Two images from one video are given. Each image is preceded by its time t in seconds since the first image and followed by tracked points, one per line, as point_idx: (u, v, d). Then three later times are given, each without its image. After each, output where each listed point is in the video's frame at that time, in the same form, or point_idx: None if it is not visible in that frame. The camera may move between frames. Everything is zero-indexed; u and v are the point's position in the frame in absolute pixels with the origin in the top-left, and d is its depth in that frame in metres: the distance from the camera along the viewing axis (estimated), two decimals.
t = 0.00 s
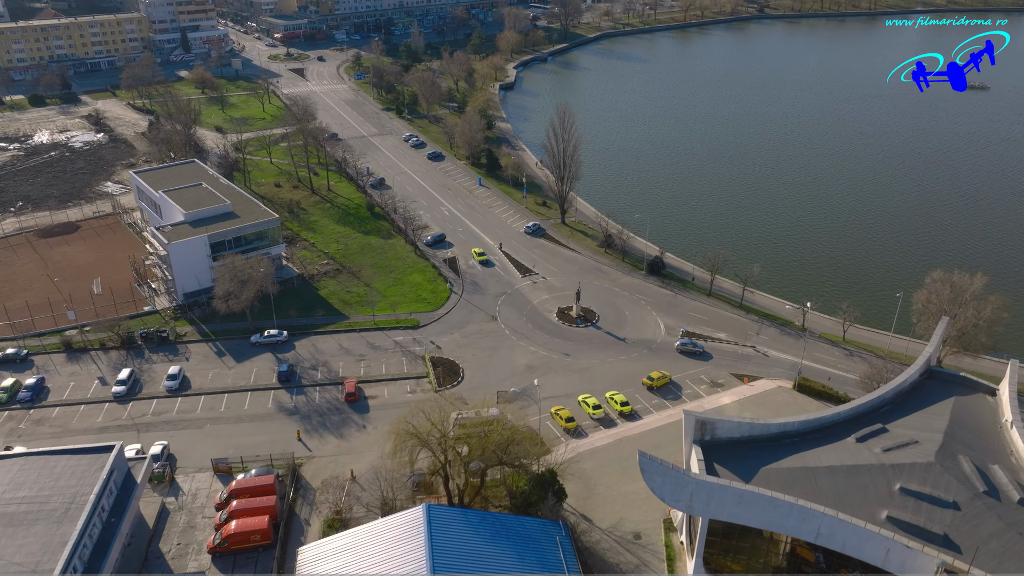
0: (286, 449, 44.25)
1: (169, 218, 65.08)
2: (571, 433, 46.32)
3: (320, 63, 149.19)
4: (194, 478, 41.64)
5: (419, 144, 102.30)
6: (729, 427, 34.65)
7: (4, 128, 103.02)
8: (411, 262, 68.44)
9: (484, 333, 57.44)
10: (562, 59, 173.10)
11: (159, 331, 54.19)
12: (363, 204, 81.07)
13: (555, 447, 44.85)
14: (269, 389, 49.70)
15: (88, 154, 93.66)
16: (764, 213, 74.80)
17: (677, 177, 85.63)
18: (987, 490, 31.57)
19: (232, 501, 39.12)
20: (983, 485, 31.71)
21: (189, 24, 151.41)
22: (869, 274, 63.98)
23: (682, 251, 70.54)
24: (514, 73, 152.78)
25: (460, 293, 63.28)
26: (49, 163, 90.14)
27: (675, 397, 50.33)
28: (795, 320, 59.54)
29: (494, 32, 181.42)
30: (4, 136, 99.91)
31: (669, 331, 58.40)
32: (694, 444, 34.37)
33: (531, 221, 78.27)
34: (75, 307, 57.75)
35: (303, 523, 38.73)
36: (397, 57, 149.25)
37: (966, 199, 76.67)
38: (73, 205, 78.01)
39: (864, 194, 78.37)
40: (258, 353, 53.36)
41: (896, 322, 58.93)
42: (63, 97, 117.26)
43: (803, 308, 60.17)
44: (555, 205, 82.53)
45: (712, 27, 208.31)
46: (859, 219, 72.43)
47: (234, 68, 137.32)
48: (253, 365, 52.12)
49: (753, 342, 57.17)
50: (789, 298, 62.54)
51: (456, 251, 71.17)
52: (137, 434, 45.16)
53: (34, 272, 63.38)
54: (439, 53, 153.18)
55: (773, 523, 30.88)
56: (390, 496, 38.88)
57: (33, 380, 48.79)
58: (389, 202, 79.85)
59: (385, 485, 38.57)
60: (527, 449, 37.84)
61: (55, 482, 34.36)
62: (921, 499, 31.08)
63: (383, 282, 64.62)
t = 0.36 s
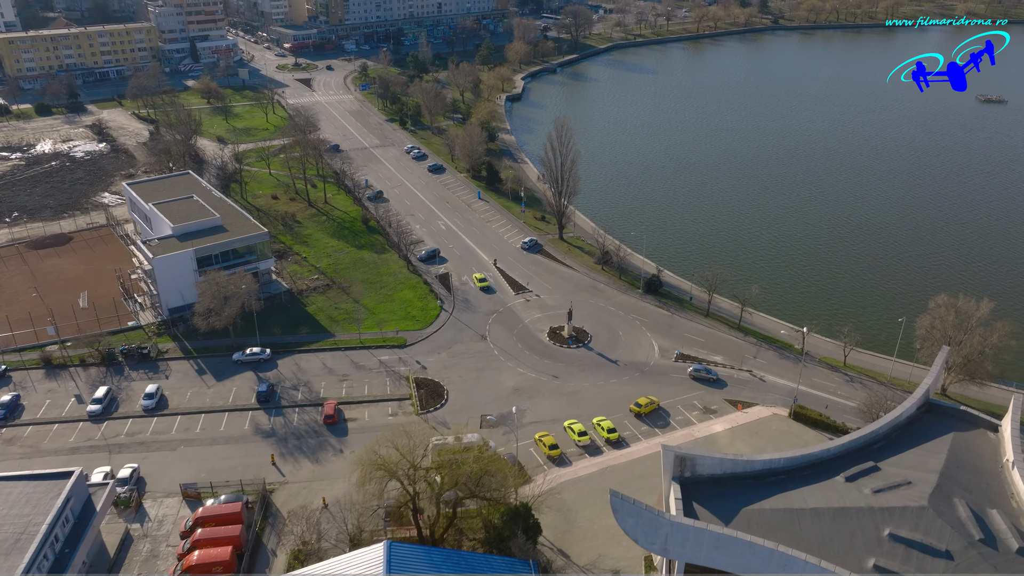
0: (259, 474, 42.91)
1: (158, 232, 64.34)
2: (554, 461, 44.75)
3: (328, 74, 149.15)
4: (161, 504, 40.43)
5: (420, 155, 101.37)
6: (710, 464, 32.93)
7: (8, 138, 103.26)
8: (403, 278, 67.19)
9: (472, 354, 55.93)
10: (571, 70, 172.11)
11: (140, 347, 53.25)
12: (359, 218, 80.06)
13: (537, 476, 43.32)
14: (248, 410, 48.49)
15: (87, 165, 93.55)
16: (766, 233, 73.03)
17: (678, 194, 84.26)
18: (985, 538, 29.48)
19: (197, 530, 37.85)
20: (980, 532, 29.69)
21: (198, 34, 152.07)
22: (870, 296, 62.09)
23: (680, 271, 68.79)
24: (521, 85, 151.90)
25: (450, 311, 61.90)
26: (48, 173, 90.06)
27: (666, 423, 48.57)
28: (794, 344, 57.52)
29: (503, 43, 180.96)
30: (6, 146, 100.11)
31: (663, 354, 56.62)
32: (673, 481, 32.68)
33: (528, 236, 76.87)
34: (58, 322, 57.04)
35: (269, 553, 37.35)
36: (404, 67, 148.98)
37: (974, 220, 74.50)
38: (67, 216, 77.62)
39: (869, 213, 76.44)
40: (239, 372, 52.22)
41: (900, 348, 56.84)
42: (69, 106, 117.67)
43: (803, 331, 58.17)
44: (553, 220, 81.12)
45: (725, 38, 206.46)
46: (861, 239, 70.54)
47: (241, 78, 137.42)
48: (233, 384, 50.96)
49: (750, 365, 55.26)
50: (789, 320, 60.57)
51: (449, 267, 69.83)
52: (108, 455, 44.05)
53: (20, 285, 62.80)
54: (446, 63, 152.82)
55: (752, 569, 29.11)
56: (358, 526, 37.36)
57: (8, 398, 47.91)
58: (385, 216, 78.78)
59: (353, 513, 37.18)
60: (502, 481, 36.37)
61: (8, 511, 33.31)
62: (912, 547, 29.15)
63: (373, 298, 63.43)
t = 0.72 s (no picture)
0: (227, 500, 41.59)
1: (144, 246, 63.50)
2: (534, 490, 43.13)
3: (333, 84, 148.90)
4: (125, 531, 39.20)
5: (420, 167, 100.38)
6: (686, 503, 31.15)
7: (9, 148, 103.27)
8: (392, 294, 65.94)
9: (456, 375, 54.41)
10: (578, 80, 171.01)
11: (118, 365, 52.24)
12: (352, 231, 79.00)
13: (514, 507, 41.70)
14: (222, 432, 47.23)
15: (84, 175, 93.24)
16: (766, 251, 71.18)
17: (676, 209, 82.81)
18: None
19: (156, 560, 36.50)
20: None
21: (205, 44, 152.38)
22: (868, 319, 60.25)
23: (676, 289, 67.06)
24: (526, 95, 151.00)
25: (438, 329, 60.49)
26: (45, 184, 89.80)
27: (652, 451, 46.83)
28: (791, 368, 55.55)
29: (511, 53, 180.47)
30: (6, 155, 100.10)
31: (654, 377, 54.81)
32: (647, 521, 30.91)
33: (523, 251, 75.42)
34: (38, 338, 56.20)
35: None
36: (410, 78, 148.59)
37: (981, 241, 72.38)
38: (58, 227, 77.06)
39: (872, 233, 74.51)
40: (217, 391, 51.02)
41: (900, 375, 54.83)
42: (72, 115, 117.79)
43: (800, 354, 56.21)
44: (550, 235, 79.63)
45: (736, 49, 204.80)
46: (862, 259, 68.74)
47: (246, 88, 137.35)
48: (210, 404, 49.77)
49: (744, 390, 53.36)
50: (786, 343, 58.66)
51: (440, 283, 68.43)
52: (75, 478, 42.91)
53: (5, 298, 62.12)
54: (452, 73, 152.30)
55: None
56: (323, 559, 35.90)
57: None
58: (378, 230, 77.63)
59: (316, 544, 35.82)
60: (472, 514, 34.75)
61: None
62: None
63: (360, 315, 62.19)
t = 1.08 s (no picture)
0: (191, 527, 40.26)
1: (128, 259, 62.62)
2: (510, 521, 41.48)
3: (337, 93, 148.47)
4: (82, 559, 37.94)
5: (418, 179, 99.30)
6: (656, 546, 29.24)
7: (9, 157, 103.23)
8: (379, 310, 64.61)
9: (439, 396, 52.88)
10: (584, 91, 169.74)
11: (92, 383, 51.18)
12: (344, 245, 77.87)
13: (488, 539, 40.09)
14: (193, 454, 45.95)
15: (80, 185, 92.88)
16: (765, 271, 69.26)
17: (674, 224, 81.31)
18: None
19: None
20: None
21: (211, 53, 152.62)
22: (867, 344, 58.24)
23: (670, 309, 65.29)
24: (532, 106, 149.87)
25: (423, 347, 59.02)
26: (40, 194, 89.48)
27: (636, 480, 45.07)
28: (786, 393, 53.50)
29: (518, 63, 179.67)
30: (5, 165, 100.01)
31: (643, 401, 52.98)
32: (614, 564, 29.03)
33: (517, 267, 73.89)
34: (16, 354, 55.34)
35: None
36: (414, 88, 147.95)
37: (987, 262, 70.20)
38: (48, 239, 76.48)
39: (875, 253, 72.53)
40: (192, 412, 49.77)
41: (899, 403, 52.70)
42: (75, 125, 117.78)
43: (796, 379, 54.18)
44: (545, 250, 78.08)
45: (747, 60, 202.82)
46: (862, 280, 66.95)
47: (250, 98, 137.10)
48: (183, 424, 48.55)
49: (735, 415, 51.41)
50: (782, 367, 56.67)
51: (430, 299, 67.03)
52: (38, 502, 41.76)
53: None
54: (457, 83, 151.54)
55: None
56: None
57: None
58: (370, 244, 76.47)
59: None
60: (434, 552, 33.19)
61: None
62: None
63: (345, 332, 60.88)
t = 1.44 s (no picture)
0: (152, 556, 38.92)
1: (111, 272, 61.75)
2: (482, 554, 39.72)
3: (342, 104, 148.15)
4: None
5: (416, 191, 98.24)
6: None
7: (9, 167, 103.23)
8: (365, 327, 63.28)
9: (419, 419, 51.33)
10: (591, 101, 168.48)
11: (65, 402, 50.16)
12: (335, 259, 76.74)
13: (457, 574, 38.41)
14: (162, 478, 44.67)
15: (76, 196, 92.56)
16: (763, 291, 67.40)
17: (672, 241, 79.66)
18: None
19: None
20: None
21: (217, 63, 152.94)
22: (865, 371, 56.29)
23: (664, 329, 63.57)
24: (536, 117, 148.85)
25: (406, 367, 57.55)
26: (35, 204, 89.18)
27: (617, 513, 43.21)
28: (779, 419, 51.48)
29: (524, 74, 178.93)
30: (4, 175, 99.94)
31: (630, 427, 51.14)
32: None
33: (509, 283, 72.36)
34: None
35: None
36: (419, 98, 147.45)
37: (993, 283, 68.03)
38: (38, 250, 75.92)
39: (877, 272, 70.57)
40: (164, 433, 48.52)
41: (897, 433, 50.63)
42: (77, 134, 117.87)
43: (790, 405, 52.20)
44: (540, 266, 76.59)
45: (757, 71, 201.07)
46: (862, 302, 64.97)
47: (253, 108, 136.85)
48: (154, 446, 47.30)
49: (725, 443, 49.44)
50: (776, 393, 54.77)
51: (418, 316, 65.61)
52: None
53: None
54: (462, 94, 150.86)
55: None
56: None
57: None
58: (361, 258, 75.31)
59: None
60: None
61: None
62: None
63: (328, 349, 59.57)
